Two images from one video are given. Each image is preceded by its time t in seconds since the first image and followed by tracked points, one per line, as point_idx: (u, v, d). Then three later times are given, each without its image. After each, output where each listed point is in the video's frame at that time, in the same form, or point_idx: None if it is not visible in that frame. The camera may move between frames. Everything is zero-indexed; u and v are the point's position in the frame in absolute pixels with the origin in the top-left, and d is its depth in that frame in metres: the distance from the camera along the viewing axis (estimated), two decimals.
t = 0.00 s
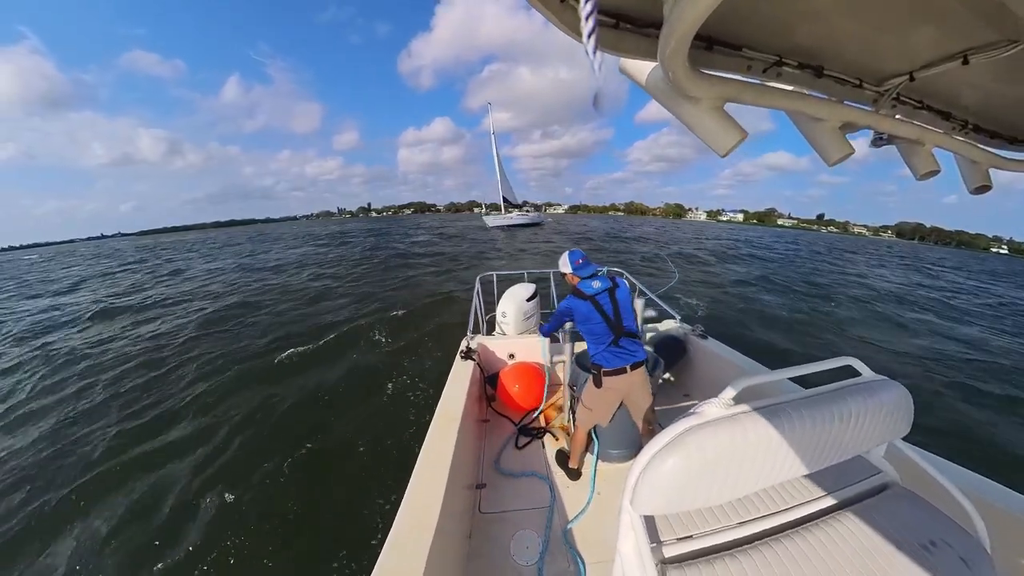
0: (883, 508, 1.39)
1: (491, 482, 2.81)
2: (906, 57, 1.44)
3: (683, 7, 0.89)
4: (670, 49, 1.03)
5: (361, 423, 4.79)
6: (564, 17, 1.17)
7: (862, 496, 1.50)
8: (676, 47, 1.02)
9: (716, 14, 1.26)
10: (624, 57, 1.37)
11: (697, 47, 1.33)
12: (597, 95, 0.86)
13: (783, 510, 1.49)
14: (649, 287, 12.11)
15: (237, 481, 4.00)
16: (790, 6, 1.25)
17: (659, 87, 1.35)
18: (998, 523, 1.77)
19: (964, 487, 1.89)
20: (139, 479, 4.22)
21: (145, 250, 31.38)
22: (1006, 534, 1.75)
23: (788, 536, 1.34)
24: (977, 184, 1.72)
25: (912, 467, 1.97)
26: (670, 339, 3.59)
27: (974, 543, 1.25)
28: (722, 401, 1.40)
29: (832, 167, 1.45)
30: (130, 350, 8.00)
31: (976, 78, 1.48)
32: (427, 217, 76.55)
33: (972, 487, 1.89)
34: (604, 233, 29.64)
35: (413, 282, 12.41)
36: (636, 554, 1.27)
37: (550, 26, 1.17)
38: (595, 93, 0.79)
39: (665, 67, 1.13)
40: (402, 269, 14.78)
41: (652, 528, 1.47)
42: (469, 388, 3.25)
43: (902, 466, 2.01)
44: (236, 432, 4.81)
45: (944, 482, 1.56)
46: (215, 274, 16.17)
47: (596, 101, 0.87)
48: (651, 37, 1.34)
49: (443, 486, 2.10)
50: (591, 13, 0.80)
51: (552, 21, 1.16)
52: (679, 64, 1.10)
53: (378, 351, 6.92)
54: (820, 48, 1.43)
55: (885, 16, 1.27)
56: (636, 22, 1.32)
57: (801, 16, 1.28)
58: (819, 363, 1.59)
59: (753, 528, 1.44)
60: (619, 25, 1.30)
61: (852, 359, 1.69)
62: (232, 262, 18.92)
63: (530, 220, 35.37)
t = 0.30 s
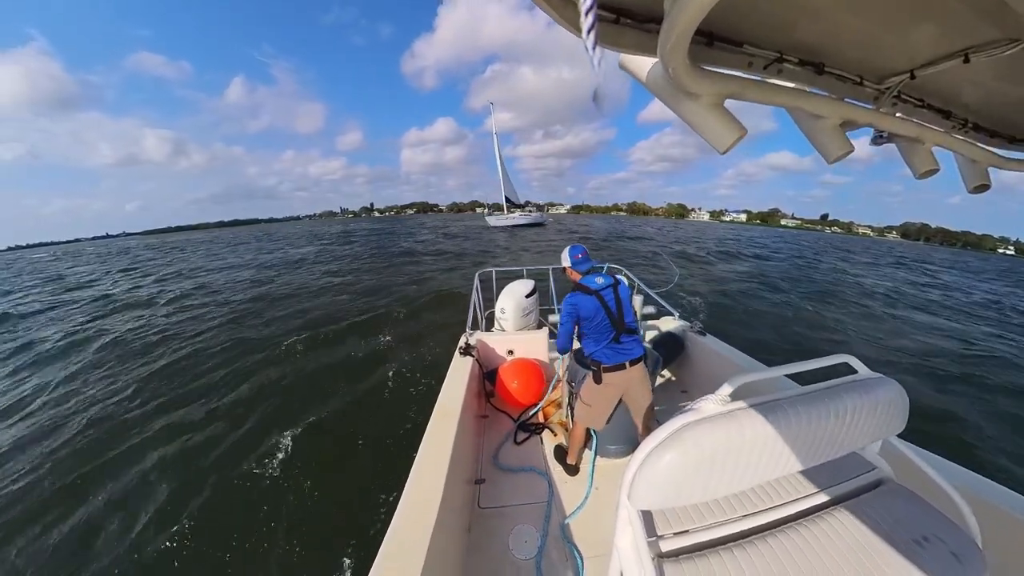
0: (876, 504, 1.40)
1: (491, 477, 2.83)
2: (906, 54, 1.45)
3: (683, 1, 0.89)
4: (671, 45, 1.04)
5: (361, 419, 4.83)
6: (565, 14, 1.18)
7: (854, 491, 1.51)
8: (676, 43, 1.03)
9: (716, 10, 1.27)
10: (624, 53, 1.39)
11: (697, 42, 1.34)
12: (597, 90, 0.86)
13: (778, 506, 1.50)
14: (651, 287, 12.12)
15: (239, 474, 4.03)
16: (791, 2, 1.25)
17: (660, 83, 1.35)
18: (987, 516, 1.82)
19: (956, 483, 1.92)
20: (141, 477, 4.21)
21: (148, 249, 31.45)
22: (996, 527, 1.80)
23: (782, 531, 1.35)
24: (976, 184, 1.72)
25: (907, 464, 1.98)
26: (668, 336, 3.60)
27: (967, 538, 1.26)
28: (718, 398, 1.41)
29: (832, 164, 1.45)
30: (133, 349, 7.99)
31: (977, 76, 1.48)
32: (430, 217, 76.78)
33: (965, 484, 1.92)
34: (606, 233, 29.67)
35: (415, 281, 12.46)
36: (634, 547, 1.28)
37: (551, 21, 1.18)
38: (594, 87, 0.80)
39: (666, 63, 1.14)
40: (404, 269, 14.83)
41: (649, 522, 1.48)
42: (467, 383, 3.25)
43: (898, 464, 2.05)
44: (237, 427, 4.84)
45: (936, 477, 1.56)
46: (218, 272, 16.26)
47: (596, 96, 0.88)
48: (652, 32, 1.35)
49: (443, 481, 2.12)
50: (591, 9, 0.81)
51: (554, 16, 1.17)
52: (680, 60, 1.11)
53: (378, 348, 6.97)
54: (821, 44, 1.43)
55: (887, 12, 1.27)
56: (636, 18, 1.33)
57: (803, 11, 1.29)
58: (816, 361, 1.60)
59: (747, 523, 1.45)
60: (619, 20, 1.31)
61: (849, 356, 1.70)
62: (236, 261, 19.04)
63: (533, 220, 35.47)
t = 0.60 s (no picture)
0: (871, 504, 1.41)
1: (489, 474, 2.84)
2: (910, 56, 1.45)
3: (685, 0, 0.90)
4: (675, 43, 1.05)
5: (362, 417, 4.88)
6: (569, 11, 1.19)
7: (849, 491, 1.52)
8: (680, 40, 1.04)
9: (719, 9, 1.28)
10: (627, 50, 1.40)
11: (700, 40, 1.35)
12: (598, 87, 0.88)
13: (773, 505, 1.51)
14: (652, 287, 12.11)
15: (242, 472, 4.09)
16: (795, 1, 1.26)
17: (662, 82, 1.36)
18: (982, 518, 1.84)
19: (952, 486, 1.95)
20: (144, 478, 4.20)
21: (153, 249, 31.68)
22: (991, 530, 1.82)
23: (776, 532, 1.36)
24: (977, 187, 1.72)
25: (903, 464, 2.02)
26: (667, 336, 3.60)
27: (960, 540, 1.26)
28: (715, 398, 1.42)
29: (832, 165, 1.45)
30: (136, 349, 8.00)
31: (980, 79, 1.48)
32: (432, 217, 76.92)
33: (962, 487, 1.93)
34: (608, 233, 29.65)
35: (416, 281, 12.51)
36: (630, 544, 1.29)
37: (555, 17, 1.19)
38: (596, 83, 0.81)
39: (669, 61, 1.15)
40: (406, 268, 14.88)
41: (646, 519, 1.49)
42: (465, 378, 3.25)
43: (894, 464, 2.09)
44: (240, 425, 4.90)
45: (930, 478, 1.57)
46: (221, 272, 16.36)
47: (598, 94, 0.89)
48: (654, 30, 1.36)
49: (441, 476, 2.13)
50: (594, 7, 0.82)
51: (557, 14, 1.18)
52: (683, 58, 1.12)
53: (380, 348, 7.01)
54: (823, 44, 1.44)
55: (890, 12, 1.27)
56: (639, 16, 1.35)
57: (807, 11, 1.30)
58: (813, 361, 1.60)
59: (742, 522, 1.45)
60: (623, 18, 1.32)
61: (846, 357, 1.70)
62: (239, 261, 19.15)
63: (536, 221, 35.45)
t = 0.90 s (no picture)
0: (868, 506, 1.41)
1: (488, 474, 2.86)
2: (911, 60, 1.45)
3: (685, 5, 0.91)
4: (676, 46, 1.06)
5: (363, 414, 4.93)
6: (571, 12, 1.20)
7: (846, 494, 1.52)
8: (681, 43, 1.04)
9: (720, 12, 1.28)
10: (628, 52, 1.41)
11: (701, 43, 1.35)
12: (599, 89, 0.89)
13: (770, 508, 1.51)
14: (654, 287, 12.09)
15: (243, 466, 4.14)
16: (797, 2, 1.26)
17: (663, 84, 1.37)
18: (980, 523, 1.84)
19: (951, 491, 1.94)
20: (143, 476, 4.17)
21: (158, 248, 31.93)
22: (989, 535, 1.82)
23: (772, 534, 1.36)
24: (978, 192, 1.71)
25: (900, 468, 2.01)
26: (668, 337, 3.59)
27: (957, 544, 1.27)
28: (714, 400, 1.43)
29: (833, 168, 1.46)
30: (138, 348, 8.00)
31: (981, 84, 1.48)
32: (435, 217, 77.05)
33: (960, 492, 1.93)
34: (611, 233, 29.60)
35: (418, 280, 12.55)
36: (627, 545, 1.30)
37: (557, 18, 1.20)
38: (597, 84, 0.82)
39: (670, 63, 1.15)
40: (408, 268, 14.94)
41: (643, 521, 1.49)
42: (464, 379, 3.26)
43: (892, 469, 2.08)
44: (242, 421, 4.95)
45: (928, 483, 1.57)
46: (225, 270, 16.48)
47: (598, 95, 0.90)
48: (656, 32, 1.37)
49: (439, 475, 2.15)
50: (595, 10, 0.83)
51: (559, 15, 1.19)
52: (684, 60, 1.13)
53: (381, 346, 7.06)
54: (825, 48, 1.44)
55: (892, 16, 1.28)
56: (641, 17, 1.35)
57: (808, 15, 1.30)
58: (812, 364, 1.61)
59: (737, 524, 1.46)
60: (625, 19, 1.33)
61: (845, 360, 1.70)
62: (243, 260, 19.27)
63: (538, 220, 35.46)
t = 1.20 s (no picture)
0: (870, 511, 1.42)
1: (488, 478, 2.87)
2: (910, 64, 1.45)
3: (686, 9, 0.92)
4: (675, 51, 1.07)
5: (364, 411, 4.95)
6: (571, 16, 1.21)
7: (849, 499, 1.53)
8: (681, 48, 1.05)
9: (720, 16, 1.29)
10: (628, 56, 1.42)
11: (701, 48, 1.36)
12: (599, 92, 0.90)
13: (772, 513, 1.51)
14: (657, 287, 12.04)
15: (246, 460, 4.17)
16: (797, 5, 1.26)
17: (664, 88, 1.38)
18: (984, 527, 1.83)
19: (955, 495, 1.94)
20: (143, 473, 4.17)
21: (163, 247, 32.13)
22: (994, 539, 1.81)
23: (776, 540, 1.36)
24: (977, 194, 1.71)
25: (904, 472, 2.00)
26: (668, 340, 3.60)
27: (960, 548, 1.27)
28: (715, 403, 1.43)
29: (833, 170, 1.47)
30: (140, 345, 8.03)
31: (980, 87, 1.48)
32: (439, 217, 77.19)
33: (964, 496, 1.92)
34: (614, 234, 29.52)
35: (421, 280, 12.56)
36: (628, 549, 1.31)
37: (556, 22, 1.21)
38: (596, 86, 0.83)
39: (670, 67, 1.16)
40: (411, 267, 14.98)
41: (645, 526, 1.50)
42: (464, 383, 3.27)
43: (896, 474, 2.07)
44: (245, 416, 4.99)
45: (932, 487, 1.57)
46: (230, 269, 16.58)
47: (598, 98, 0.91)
48: (656, 36, 1.38)
49: (439, 478, 2.18)
50: (596, 13, 0.84)
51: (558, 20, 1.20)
52: (683, 65, 1.14)
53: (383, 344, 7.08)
54: (824, 52, 1.44)
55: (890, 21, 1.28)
56: (641, 22, 1.36)
57: (807, 19, 1.31)
58: (812, 368, 1.60)
59: (740, 530, 1.46)
60: (624, 24, 1.34)
61: (846, 364, 1.69)
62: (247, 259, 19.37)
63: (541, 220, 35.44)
